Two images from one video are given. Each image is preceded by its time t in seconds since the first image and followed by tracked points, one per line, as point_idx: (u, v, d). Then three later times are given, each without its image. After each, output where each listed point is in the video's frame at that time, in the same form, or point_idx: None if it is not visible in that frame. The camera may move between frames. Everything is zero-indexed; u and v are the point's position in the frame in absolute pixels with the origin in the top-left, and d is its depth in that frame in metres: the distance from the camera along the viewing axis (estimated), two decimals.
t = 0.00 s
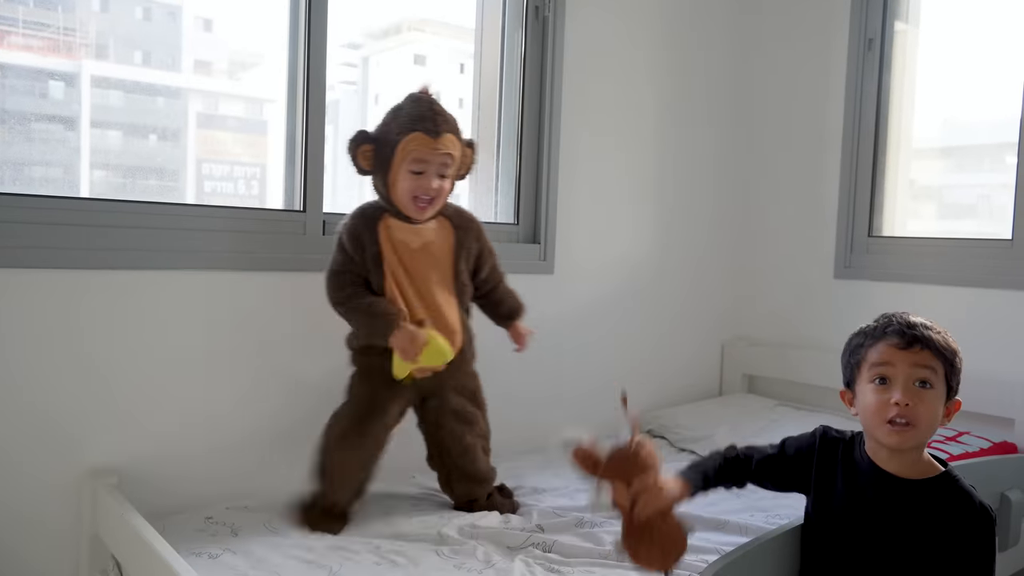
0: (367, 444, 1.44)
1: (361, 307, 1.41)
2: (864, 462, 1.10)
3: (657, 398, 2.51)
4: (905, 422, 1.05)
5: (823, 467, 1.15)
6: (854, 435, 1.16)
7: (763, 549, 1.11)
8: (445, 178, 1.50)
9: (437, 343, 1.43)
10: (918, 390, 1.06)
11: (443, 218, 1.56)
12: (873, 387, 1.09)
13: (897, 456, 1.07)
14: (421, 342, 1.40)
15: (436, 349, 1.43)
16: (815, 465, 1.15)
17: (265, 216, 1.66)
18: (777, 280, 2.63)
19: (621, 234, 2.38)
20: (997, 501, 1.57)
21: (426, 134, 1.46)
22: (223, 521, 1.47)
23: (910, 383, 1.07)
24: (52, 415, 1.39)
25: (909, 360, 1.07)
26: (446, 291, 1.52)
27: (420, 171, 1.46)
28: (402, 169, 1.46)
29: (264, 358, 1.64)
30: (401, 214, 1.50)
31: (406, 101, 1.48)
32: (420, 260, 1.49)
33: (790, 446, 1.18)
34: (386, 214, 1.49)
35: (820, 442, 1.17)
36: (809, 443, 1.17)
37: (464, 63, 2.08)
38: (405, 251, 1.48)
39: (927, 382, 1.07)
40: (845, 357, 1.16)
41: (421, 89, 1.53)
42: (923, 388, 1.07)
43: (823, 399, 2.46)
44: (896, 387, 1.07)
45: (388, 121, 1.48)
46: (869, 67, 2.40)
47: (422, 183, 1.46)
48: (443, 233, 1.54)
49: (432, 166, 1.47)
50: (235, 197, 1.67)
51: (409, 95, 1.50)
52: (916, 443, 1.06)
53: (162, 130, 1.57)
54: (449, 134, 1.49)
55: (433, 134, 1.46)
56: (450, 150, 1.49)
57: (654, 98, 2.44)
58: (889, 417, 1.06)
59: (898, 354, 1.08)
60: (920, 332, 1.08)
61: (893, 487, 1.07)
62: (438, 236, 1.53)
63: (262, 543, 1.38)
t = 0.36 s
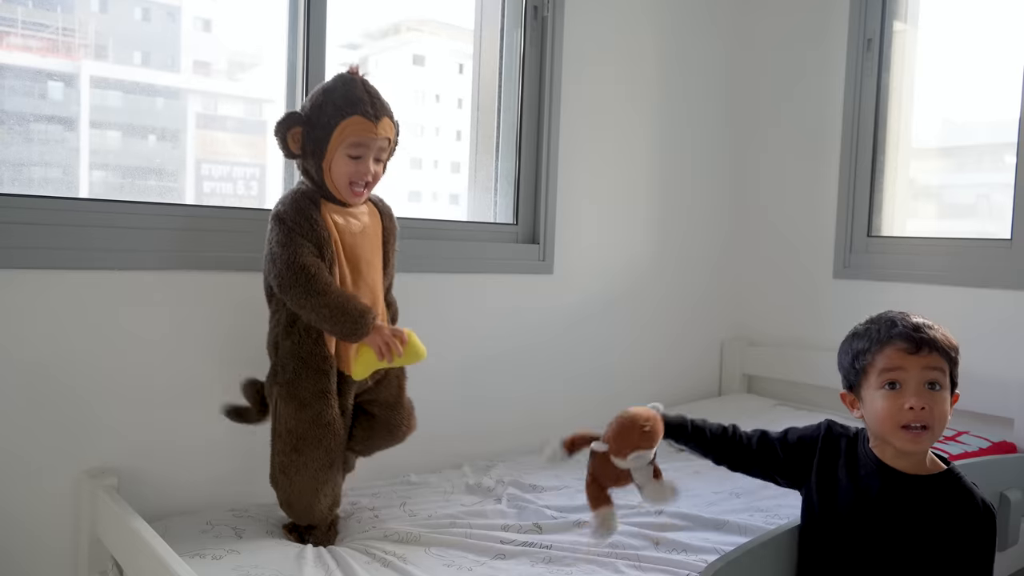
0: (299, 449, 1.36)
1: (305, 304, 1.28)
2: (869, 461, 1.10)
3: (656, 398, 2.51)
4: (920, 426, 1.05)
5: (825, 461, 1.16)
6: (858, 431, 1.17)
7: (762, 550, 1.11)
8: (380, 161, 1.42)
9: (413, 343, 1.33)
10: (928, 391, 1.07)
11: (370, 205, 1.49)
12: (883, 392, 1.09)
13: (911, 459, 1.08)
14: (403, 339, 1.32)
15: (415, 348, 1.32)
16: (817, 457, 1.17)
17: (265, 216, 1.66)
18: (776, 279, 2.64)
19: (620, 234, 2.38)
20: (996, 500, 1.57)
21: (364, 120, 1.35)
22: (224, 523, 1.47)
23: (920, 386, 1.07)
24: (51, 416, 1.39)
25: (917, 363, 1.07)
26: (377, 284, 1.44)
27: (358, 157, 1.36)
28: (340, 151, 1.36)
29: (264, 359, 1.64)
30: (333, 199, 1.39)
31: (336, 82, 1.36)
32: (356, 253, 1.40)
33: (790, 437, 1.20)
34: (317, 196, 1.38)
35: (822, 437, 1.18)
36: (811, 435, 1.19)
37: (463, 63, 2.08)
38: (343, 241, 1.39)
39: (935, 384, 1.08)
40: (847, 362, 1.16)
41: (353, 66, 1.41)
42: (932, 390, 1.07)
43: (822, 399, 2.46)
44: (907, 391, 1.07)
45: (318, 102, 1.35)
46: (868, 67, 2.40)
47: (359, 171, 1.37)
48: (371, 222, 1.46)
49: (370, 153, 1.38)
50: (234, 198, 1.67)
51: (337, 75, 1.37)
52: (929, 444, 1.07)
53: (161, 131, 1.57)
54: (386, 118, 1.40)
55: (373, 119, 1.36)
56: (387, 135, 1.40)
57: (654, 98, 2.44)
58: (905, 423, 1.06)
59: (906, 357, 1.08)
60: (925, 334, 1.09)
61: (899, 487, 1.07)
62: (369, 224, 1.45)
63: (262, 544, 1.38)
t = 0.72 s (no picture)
0: (252, 471, 1.24)
1: (299, 345, 1.16)
2: (873, 463, 1.11)
3: (656, 399, 2.51)
4: (931, 422, 1.06)
5: (827, 477, 1.15)
6: (860, 435, 1.18)
7: (764, 551, 1.10)
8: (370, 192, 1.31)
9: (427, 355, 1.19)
10: (938, 389, 1.07)
11: (359, 235, 1.35)
12: (893, 390, 1.08)
13: (918, 456, 1.08)
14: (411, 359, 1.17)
15: (430, 363, 1.18)
16: (819, 473, 1.16)
17: (265, 217, 1.66)
18: (776, 279, 2.63)
19: (621, 235, 2.38)
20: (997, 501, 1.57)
21: (347, 151, 1.24)
22: (225, 525, 1.47)
23: (931, 383, 1.07)
24: (50, 417, 1.39)
25: (927, 360, 1.08)
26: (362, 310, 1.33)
27: (344, 191, 1.25)
28: (326, 183, 1.24)
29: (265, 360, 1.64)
30: (322, 236, 1.27)
31: (315, 109, 1.25)
32: (344, 282, 1.27)
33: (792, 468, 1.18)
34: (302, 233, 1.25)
35: (821, 453, 1.17)
36: (811, 453, 1.17)
37: (463, 63, 2.07)
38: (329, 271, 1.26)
39: (944, 380, 1.08)
40: (854, 359, 1.16)
41: (332, 90, 1.31)
42: (942, 387, 1.08)
43: (822, 399, 2.46)
44: (918, 389, 1.07)
45: (297, 134, 1.25)
46: (867, 67, 2.40)
47: (345, 206, 1.25)
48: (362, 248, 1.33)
49: (358, 185, 1.26)
50: (233, 198, 1.67)
51: (313, 102, 1.27)
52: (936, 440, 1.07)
53: (161, 131, 1.57)
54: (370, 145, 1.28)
55: (358, 149, 1.25)
56: (372, 163, 1.28)
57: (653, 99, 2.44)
58: (915, 420, 1.06)
59: (916, 355, 1.08)
60: (933, 331, 1.09)
61: (904, 488, 1.08)
62: (359, 257, 1.32)
63: (262, 547, 1.38)
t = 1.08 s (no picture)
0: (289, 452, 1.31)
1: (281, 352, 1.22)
2: (868, 461, 1.11)
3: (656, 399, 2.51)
4: (917, 422, 1.06)
5: (825, 465, 1.17)
6: (858, 432, 1.18)
7: (764, 550, 1.11)
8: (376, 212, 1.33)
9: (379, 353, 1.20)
10: (924, 388, 1.07)
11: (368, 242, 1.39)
12: (880, 390, 1.08)
13: (909, 454, 1.08)
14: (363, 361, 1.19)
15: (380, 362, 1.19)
16: (816, 460, 1.18)
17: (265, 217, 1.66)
18: (776, 278, 2.63)
19: (621, 234, 2.38)
20: (996, 501, 1.58)
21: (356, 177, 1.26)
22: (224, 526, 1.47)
23: (917, 384, 1.07)
24: (50, 417, 1.39)
25: (913, 361, 1.07)
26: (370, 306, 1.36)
27: (352, 216, 1.27)
28: (334, 210, 1.26)
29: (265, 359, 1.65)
30: (327, 252, 1.30)
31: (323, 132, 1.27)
32: (342, 285, 1.30)
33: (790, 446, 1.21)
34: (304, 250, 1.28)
35: (821, 441, 1.19)
36: (812, 439, 1.20)
37: (463, 63, 2.07)
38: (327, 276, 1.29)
39: (932, 379, 1.07)
40: (844, 359, 1.16)
41: (338, 113, 1.33)
42: (929, 386, 1.07)
43: (822, 399, 2.46)
44: (904, 388, 1.07)
45: (304, 157, 1.26)
46: (868, 67, 2.40)
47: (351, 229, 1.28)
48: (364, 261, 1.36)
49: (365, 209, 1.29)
50: (234, 199, 1.67)
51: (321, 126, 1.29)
52: (925, 437, 1.07)
53: (160, 132, 1.57)
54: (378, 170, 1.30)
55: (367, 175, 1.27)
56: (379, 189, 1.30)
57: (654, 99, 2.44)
58: (902, 419, 1.06)
59: (902, 356, 1.07)
60: (920, 330, 1.08)
61: (897, 485, 1.07)
62: (366, 263, 1.36)
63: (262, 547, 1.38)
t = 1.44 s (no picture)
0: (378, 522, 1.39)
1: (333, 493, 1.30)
2: (863, 460, 1.11)
3: (656, 399, 2.51)
4: (917, 422, 1.06)
5: (820, 471, 1.16)
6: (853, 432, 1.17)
7: (762, 551, 1.11)
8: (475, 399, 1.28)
9: (396, 523, 1.18)
10: (922, 389, 1.07)
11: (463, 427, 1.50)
12: (879, 391, 1.08)
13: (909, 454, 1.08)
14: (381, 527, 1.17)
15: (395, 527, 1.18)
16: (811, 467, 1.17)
17: (265, 218, 1.67)
18: (776, 278, 2.63)
19: (621, 235, 2.38)
20: (997, 500, 1.58)
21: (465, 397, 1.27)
22: (224, 526, 1.46)
23: (916, 384, 1.07)
24: (50, 417, 1.39)
25: (913, 361, 1.07)
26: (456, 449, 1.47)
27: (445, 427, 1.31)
28: (431, 394, 1.25)
29: (265, 360, 1.64)
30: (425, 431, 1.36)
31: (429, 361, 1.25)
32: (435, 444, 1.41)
33: (785, 456, 1.20)
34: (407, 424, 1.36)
35: (816, 447, 1.18)
36: (806, 446, 1.19)
37: (463, 64, 2.07)
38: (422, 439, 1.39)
39: (931, 380, 1.07)
40: (841, 358, 1.15)
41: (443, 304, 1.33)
42: (928, 386, 1.07)
43: (823, 399, 2.46)
44: (903, 389, 1.07)
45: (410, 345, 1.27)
46: (868, 67, 2.40)
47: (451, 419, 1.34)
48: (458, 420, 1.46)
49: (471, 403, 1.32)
50: (234, 199, 1.66)
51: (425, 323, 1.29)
52: (925, 436, 1.07)
53: (160, 132, 1.57)
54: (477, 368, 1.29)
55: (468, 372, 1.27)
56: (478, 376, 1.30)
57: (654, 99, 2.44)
58: (901, 420, 1.06)
59: (900, 356, 1.07)
60: (920, 330, 1.08)
61: (892, 484, 1.07)
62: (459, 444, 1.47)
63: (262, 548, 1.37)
